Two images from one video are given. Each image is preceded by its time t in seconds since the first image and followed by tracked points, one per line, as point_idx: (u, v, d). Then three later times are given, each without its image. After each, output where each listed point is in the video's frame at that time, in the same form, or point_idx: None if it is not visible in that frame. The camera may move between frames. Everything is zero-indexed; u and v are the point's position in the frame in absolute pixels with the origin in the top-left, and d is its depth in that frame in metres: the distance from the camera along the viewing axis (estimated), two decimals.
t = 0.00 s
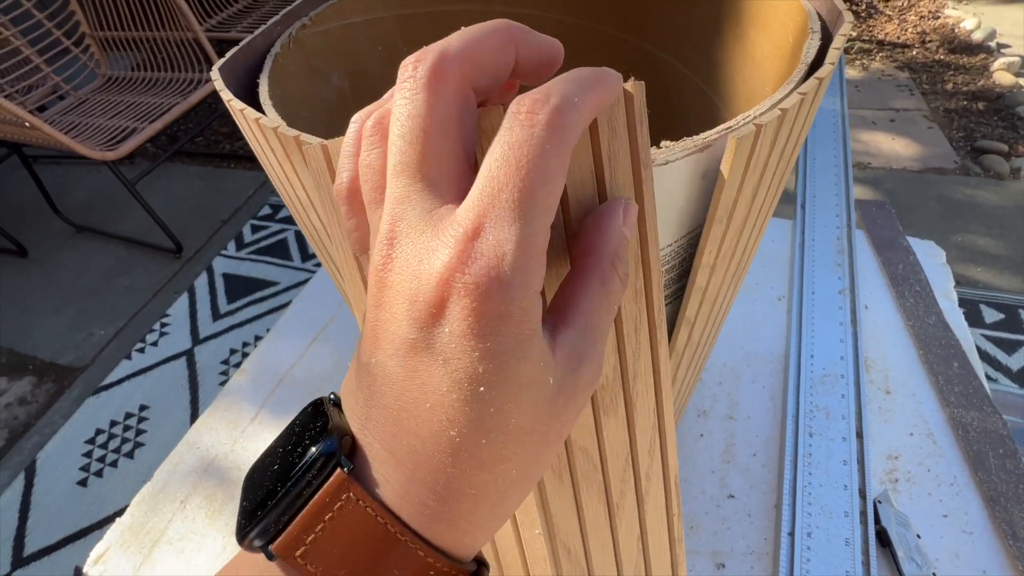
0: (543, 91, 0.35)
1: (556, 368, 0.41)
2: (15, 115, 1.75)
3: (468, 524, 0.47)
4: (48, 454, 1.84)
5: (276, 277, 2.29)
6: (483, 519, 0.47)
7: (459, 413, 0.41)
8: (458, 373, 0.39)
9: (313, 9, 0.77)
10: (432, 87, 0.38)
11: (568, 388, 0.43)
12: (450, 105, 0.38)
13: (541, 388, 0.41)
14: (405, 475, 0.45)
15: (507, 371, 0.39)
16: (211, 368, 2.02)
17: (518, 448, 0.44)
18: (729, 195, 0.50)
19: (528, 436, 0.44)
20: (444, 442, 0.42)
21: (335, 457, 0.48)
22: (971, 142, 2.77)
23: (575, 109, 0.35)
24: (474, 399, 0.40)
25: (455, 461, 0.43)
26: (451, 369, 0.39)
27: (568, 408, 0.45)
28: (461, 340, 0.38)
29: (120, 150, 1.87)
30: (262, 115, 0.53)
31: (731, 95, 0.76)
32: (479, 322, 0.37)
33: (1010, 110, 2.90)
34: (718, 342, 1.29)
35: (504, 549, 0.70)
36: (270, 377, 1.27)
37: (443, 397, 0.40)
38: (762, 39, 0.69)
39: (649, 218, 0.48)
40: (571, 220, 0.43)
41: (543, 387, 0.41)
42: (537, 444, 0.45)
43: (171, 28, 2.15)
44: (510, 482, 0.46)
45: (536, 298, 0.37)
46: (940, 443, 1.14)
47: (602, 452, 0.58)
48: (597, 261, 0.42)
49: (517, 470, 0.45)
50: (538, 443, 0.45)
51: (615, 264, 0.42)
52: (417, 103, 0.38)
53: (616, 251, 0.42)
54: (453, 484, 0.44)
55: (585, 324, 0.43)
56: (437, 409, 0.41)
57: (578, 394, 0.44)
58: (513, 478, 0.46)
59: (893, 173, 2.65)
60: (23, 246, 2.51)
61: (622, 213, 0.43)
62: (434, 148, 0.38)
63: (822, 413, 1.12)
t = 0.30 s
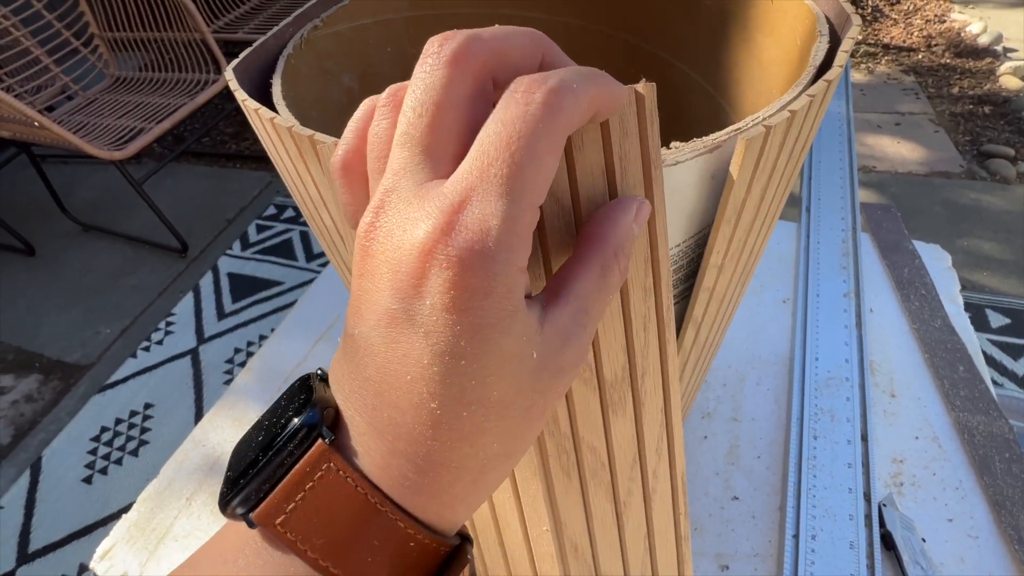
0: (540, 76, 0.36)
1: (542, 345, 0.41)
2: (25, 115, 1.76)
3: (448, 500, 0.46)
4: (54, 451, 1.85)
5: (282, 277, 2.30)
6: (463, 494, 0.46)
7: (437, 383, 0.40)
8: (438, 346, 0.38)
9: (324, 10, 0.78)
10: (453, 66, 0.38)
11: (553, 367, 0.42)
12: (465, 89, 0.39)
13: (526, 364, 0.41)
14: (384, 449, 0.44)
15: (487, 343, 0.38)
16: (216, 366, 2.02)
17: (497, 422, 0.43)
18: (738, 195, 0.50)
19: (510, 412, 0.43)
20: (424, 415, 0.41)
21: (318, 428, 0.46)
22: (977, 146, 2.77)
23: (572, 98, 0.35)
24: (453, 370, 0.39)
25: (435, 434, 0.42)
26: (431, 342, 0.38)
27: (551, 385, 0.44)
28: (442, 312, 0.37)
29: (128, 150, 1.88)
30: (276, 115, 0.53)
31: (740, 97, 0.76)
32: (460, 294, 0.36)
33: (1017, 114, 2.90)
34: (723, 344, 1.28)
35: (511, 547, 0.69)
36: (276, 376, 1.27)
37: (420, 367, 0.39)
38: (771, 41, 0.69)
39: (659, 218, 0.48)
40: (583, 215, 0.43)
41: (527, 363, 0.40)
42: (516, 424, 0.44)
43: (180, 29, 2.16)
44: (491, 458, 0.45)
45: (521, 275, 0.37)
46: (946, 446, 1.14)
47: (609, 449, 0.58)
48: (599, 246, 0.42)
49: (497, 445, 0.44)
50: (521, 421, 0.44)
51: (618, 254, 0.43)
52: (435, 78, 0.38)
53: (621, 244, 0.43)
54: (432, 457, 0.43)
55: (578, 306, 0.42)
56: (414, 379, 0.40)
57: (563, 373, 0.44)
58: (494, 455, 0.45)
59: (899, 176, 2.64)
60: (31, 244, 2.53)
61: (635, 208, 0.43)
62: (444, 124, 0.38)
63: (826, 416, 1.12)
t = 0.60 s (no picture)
0: (564, 57, 0.36)
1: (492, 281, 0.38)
2: (30, 116, 1.77)
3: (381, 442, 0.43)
4: (58, 451, 1.85)
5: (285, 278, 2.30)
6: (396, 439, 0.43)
7: (374, 308, 0.37)
8: (377, 268, 0.36)
9: (327, 12, 0.77)
10: (489, 5, 0.35)
11: (494, 315, 0.39)
12: (488, 34, 0.36)
13: (471, 300, 0.38)
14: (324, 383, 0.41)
15: (429, 272, 0.35)
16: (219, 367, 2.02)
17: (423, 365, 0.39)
18: (744, 199, 0.49)
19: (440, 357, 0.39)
20: (359, 343, 0.38)
21: (243, 357, 0.43)
22: (983, 148, 2.75)
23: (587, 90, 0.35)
24: (391, 296, 0.36)
25: (372, 365, 0.39)
26: (371, 263, 0.36)
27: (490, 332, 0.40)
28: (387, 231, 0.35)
29: (133, 151, 1.88)
30: (279, 117, 0.53)
31: (745, 100, 0.76)
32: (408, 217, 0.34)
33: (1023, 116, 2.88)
34: (727, 347, 1.28)
35: (514, 554, 0.68)
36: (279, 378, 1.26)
37: (360, 291, 0.37)
38: (778, 44, 0.68)
39: (663, 222, 0.48)
40: (591, 232, 0.43)
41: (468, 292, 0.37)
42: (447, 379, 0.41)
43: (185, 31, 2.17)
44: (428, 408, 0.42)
45: (475, 211, 0.34)
46: (952, 451, 1.13)
47: (613, 454, 0.58)
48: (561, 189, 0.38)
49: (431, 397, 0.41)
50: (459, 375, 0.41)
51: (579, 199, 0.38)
52: (457, 6, 0.35)
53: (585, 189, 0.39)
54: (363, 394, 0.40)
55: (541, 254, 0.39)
56: (354, 303, 0.37)
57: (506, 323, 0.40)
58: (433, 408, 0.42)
59: (904, 178, 2.63)
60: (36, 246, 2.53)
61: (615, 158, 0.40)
62: (453, 60, 0.36)
63: (831, 419, 1.11)
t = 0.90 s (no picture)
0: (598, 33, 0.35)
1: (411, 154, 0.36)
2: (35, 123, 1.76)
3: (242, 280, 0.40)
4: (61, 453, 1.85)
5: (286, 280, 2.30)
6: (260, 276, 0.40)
7: (285, 114, 0.34)
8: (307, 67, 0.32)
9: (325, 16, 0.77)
10: None
11: (396, 194, 0.37)
12: None
13: (386, 178, 0.36)
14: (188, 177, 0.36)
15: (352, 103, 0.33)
16: (222, 370, 2.03)
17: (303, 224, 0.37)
18: (736, 205, 0.49)
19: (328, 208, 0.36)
20: (243, 142, 0.35)
21: (68, 102, 0.36)
22: (985, 150, 2.75)
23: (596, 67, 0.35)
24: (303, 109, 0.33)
25: (245, 173, 0.35)
26: (301, 55, 0.32)
27: (383, 211, 0.37)
28: (333, 39, 0.31)
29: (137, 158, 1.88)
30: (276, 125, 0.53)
31: (742, 106, 0.76)
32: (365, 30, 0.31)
33: None
34: (727, 350, 1.27)
35: (508, 557, 0.68)
36: (279, 378, 1.25)
37: (275, 88, 0.33)
38: (772, 50, 0.68)
39: (653, 229, 0.48)
40: (579, 234, 0.44)
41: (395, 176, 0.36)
42: (318, 244, 0.38)
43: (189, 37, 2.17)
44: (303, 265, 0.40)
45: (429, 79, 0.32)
46: (952, 455, 1.13)
47: (606, 457, 0.58)
48: (518, 115, 0.36)
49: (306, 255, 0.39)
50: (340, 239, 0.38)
51: (532, 141, 0.37)
52: None
53: (544, 138, 0.38)
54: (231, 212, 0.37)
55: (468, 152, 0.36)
56: (262, 98, 0.34)
57: (409, 217, 0.38)
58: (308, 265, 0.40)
59: (906, 181, 2.63)
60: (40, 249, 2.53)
61: (587, 126, 0.39)
62: None
63: (830, 423, 1.11)
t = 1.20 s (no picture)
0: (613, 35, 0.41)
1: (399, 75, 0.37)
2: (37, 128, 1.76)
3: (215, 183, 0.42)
4: (67, 454, 1.86)
5: (289, 283, 2.30)
6: (228, 175, 0.41)
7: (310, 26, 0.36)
8: None
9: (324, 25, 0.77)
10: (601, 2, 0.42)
11: (375, 101, 0.37)
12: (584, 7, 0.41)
13: (368, 80, 0.37)
14: (178, 50, 0.38)
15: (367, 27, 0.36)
16: (225, 373, 2.03)
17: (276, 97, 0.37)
18: (733, 216, 0.49)
19: (300, 83, 0.37)
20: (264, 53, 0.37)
21: None
22: (989, 153, 2.74)
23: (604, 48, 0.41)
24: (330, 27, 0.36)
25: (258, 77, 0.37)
26: None
27: (360, 117, 0.38)
28: None
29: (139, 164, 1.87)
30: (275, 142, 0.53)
31: (741, 115, 0.75)
32: None
33: None
34: (728, 355, 1.27)
35: (507, 566, 0.67)
36: (282, 383, 1.25)
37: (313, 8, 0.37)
38: (771, 60, 0.68)
39: (652, 241, 0.48)
40: (577, 245, 0.45)
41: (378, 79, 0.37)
42: (290, 140, 0.39)
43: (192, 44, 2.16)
44: (276, 173, 0.41)
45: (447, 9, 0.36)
46: (955, 461, 1.12)
47: (603, 465, 0.58)
48: (508, 87, 0.38)
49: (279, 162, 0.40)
50: (312, 142, 0.39)
51: (520, 102, 0.38)
52: None
53: (538, 118, 0.38)
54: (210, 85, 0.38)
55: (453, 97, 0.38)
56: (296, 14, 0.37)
57: (385, 137, 0.38)
58: (279, 170, 0.40)
59: (909, 184, 2.62)
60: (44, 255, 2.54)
61: (581, 114, 0.39)
62: None
63: (832, 429, 1.10)
